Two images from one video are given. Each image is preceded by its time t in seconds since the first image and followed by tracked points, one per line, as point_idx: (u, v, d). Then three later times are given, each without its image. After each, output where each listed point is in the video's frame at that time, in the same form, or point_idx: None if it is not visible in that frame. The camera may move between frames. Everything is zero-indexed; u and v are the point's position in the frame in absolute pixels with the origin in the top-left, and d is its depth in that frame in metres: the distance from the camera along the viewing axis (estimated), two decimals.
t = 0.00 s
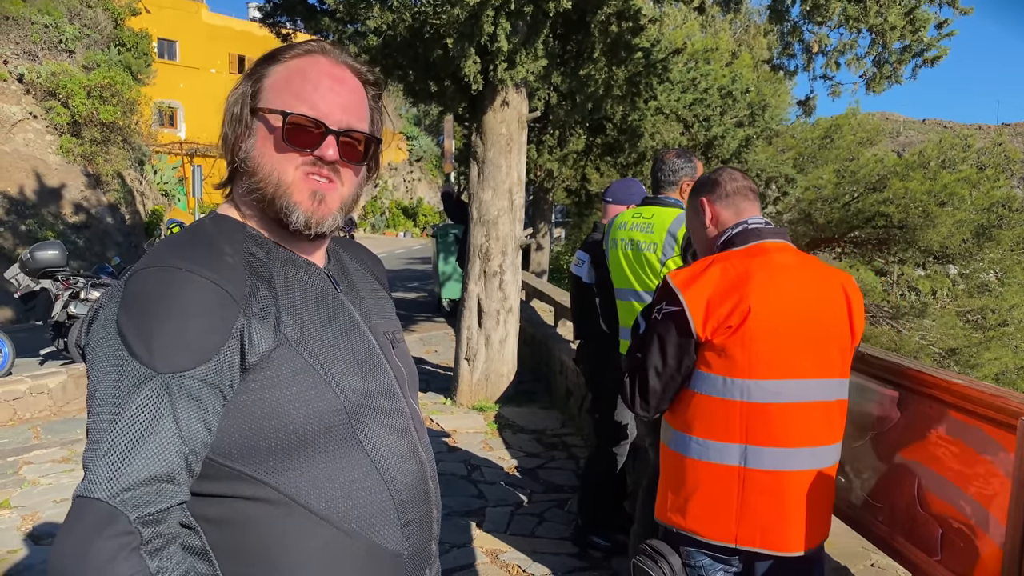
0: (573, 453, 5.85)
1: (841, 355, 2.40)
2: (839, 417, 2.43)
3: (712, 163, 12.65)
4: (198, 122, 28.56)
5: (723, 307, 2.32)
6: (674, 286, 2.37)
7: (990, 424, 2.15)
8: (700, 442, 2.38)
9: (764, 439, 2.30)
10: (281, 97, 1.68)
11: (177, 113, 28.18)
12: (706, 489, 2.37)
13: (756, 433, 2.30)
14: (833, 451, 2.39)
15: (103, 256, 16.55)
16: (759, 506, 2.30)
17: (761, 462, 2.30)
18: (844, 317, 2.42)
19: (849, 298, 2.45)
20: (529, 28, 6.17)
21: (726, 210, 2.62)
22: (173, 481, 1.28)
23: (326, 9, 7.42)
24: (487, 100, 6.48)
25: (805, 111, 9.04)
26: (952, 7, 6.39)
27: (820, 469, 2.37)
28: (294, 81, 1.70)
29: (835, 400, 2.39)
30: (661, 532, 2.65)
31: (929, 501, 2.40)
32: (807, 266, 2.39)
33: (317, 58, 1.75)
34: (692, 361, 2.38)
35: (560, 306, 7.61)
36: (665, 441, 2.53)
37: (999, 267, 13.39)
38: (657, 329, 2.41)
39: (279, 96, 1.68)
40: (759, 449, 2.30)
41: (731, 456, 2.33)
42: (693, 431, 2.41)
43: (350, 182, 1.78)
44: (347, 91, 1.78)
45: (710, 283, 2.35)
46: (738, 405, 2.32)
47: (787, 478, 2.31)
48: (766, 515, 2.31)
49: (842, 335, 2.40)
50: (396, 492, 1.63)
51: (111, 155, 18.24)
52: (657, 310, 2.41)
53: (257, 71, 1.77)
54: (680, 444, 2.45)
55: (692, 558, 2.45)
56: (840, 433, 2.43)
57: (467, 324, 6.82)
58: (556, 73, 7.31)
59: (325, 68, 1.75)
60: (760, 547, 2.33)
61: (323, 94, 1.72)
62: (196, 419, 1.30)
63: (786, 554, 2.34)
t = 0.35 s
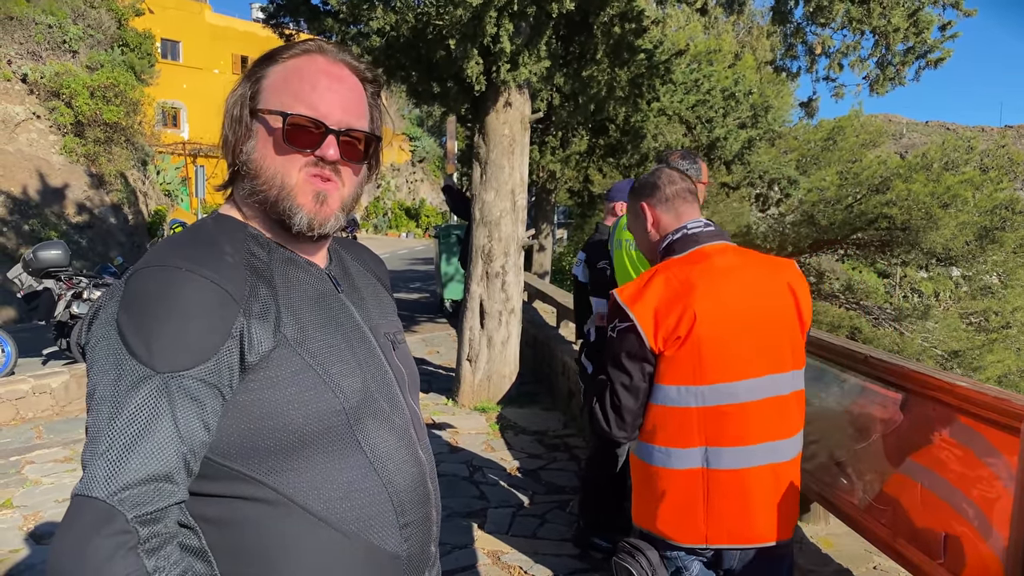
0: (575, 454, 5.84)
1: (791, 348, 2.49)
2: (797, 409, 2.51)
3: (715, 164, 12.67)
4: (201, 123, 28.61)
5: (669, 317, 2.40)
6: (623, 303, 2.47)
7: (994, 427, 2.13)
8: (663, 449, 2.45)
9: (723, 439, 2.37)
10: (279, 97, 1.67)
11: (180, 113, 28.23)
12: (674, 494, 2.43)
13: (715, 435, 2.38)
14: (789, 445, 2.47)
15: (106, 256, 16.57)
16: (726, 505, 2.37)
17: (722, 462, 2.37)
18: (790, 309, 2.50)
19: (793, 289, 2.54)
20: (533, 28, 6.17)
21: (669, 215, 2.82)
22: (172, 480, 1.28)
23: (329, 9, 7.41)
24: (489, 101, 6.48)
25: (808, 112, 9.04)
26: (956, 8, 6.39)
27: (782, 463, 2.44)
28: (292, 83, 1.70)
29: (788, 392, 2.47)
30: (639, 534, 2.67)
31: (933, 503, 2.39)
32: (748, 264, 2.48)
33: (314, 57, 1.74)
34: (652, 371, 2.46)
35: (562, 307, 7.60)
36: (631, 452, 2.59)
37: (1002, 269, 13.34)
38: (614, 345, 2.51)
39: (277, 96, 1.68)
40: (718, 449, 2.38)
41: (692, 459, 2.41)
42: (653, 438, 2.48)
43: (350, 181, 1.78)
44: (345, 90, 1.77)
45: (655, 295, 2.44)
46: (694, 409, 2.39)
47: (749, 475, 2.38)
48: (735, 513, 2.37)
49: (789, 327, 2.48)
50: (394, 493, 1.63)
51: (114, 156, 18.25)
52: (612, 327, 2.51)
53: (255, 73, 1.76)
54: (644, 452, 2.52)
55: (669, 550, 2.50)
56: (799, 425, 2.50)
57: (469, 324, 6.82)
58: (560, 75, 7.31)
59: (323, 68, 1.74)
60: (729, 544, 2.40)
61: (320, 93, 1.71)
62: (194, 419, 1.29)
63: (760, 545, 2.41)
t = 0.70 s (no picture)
0: (578, 456, 5.83)
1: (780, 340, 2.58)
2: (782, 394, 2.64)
3: (719, 165, 12.71)
4: (205, 124, 28.65)
5: (690, 316, 2.36)
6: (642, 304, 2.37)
7: (999, 427, 2.12)
8: (689, 451, 2.42)
9: (745, 429, 2.44)
10: (281, 98, 1.66)
11: (184, 115, 28.28)
12: (700, 494, 2.42)
13: (735, 428, 2.43)
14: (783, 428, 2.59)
15: (109, 257, 16.58)
16: (747, 497, 2.44)
17: (743, 454, 2.44)
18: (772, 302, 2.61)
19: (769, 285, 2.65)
20: (536, 30, 6.17)
21: (661, 218, 2.80)
22: (173, 484, 1.27)
23: (332, 10, 7.41)
24: (493, 103, 6.47)
25: (811, 113, 9.02)
26: (960, 10, 6.37)
27: (781, 445, 2.58)
28: (294, 82, 1.69)
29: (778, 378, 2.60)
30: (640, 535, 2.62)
31: (938, 506, 2.37)
32: (738, 262, 2.54)
33: (316, 57, 1.73)
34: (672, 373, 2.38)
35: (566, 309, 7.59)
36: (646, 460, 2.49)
37: (1006, 272, 13.29)
38: (630, 350, 2.35)
39: (279, 97, 1.67)
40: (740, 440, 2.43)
41: (717, 454, 2.42)
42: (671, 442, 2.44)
43: (352, 181, 1.77)
44: (347, 89, 1.76)
45: (671, 295, 2.38)
46: (717, 407, 2.41)
47: (765, 461, 2.48)
48: (751, 503, 2.45)
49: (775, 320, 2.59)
50: (396, 496, 1.62)
51: (117, 156, 18.27)
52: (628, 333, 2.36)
53: (256, 73, 1.76)
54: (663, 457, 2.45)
55: (685, 548, 2.48)
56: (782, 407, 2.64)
57: (472, 326, 6.81)
58: (563, 76, 7.31)
59: (325, 67, 1.73)
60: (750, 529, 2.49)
61: (320, 93, 1.70)
62: (196, 421, 1.29)
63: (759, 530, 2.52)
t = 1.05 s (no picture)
0: (581, 457, 5.81)
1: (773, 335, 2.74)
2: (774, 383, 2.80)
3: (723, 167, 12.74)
4: (209, 125, 28.69)
5: (743, 301, 2.43)
6: (705, 288, 2.38)
7: (1006, 431, 2.11)
8: (736, 434, 2.49)
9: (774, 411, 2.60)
10: (285, 99, 1.65)
11: (188, 116, 28.33)
12: (741, 476, 2.50)
13: (768, 410, 2.57)
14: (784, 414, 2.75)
15: (113, 257, 16.61)
16: (774, 474, 2.59)
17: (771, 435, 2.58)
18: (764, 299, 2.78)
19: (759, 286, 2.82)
20: (539, 31, 6.15)
21: (688, 216, 2.88)
22: (173, 486, 1.26)
23: (335, 11, 7.42)
24: (496, 104, 6.47)
25: (815, 115, 8.99)
26: (966, 10, 6.35)
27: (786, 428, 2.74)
28: (298, 83, 1.67)
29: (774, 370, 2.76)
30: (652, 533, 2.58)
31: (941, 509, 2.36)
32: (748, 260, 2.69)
33: (320, 57, 1.72)
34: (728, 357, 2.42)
35: (569, 310, 7.57)
36: (690, 444, 2.48)
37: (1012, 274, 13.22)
38: (699, 332, 2.35)
39: (283, 98, 1.65)
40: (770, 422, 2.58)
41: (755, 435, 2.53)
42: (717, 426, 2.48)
43: (356, 183, 1.76)
44: (351, 91, 1.74)
45: (728, 279, 2.43)
46: (757, 392, 2.51)
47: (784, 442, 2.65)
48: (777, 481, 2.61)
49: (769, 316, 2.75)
50: (398, 499, 1.61)
51: (122, 157, 18.31)
52: (695, 315, 2.36)
53: (259, 73, 1.74)
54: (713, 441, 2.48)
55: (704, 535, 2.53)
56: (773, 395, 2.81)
57: (475, 327, 6.80)
58: (566, 77, 7.30)
59: (329, 68, 1.71)
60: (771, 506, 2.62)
61: (326, 96, 1.68)
62: (195, 423, 1.28)
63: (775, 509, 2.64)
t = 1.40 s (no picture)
0: (586, 459, 5.79)
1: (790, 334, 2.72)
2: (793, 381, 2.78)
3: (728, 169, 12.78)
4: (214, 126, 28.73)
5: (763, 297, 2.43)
6: (728, 282, 2.38)
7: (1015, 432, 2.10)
8: (758, 425, 2.47)
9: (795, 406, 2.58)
10: (283, 112, 1.61)
11: (192, 117, 28.38)
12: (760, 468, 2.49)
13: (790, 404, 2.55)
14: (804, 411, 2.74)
15: (118, 258, 16.64)
16: (795, 467, 2.57)
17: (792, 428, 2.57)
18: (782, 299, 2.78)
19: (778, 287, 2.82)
20: (544, 32, 6.13)
21: (715, 216, 2.86)
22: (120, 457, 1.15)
23: (341, 12, 7.43)
24: (501, 104, 6.45)
25: (820, 115, 8.96)
26: (971, 11, 6.32)
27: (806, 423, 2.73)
28: (295, 92, 1.62)
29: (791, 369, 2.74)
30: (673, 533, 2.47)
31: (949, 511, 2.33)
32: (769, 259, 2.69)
33: (316, 62, 1.65)
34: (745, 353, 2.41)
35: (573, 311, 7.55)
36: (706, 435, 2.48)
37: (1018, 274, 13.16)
38: (718, 325, 2.35)
39: (281, 111, 1.61)
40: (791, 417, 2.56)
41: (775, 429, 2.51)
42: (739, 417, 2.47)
43: (361, 191, 1.75)
44: (351, 96, 1.68)
45: (750, 275, 2.43)
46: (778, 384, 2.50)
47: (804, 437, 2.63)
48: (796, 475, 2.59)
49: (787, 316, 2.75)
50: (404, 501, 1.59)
51: (127, 158, 18.34)
52: (713, 309, 2.37)
53: (254, 78, 1.70)
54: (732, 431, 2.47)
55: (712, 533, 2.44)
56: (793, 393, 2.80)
57: (479, 328, 6.80)
58: (571, 78, 7.29)
59: (325, 73, 1.64)
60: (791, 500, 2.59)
61: (327, 106, 1.63)
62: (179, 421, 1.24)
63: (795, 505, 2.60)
